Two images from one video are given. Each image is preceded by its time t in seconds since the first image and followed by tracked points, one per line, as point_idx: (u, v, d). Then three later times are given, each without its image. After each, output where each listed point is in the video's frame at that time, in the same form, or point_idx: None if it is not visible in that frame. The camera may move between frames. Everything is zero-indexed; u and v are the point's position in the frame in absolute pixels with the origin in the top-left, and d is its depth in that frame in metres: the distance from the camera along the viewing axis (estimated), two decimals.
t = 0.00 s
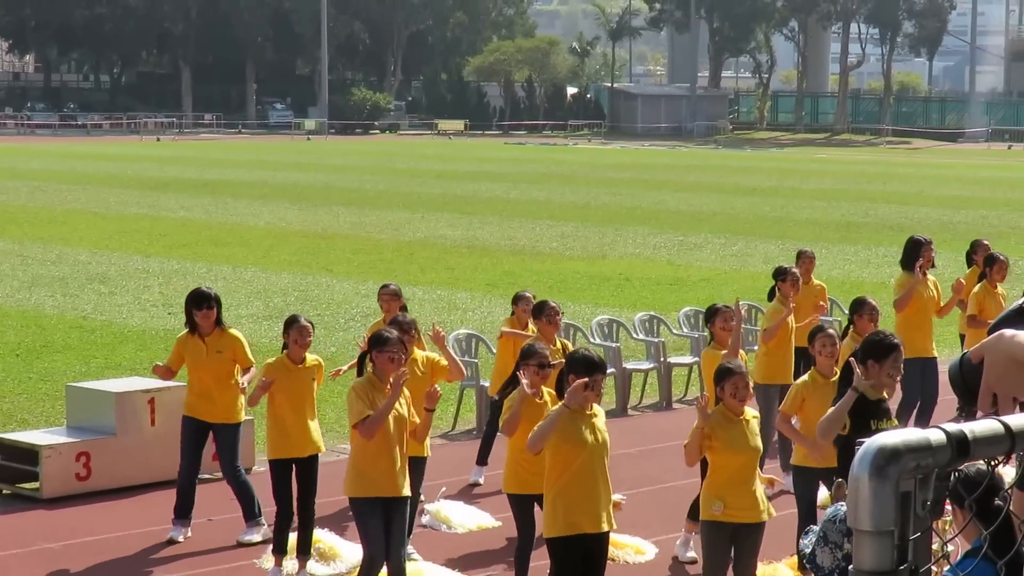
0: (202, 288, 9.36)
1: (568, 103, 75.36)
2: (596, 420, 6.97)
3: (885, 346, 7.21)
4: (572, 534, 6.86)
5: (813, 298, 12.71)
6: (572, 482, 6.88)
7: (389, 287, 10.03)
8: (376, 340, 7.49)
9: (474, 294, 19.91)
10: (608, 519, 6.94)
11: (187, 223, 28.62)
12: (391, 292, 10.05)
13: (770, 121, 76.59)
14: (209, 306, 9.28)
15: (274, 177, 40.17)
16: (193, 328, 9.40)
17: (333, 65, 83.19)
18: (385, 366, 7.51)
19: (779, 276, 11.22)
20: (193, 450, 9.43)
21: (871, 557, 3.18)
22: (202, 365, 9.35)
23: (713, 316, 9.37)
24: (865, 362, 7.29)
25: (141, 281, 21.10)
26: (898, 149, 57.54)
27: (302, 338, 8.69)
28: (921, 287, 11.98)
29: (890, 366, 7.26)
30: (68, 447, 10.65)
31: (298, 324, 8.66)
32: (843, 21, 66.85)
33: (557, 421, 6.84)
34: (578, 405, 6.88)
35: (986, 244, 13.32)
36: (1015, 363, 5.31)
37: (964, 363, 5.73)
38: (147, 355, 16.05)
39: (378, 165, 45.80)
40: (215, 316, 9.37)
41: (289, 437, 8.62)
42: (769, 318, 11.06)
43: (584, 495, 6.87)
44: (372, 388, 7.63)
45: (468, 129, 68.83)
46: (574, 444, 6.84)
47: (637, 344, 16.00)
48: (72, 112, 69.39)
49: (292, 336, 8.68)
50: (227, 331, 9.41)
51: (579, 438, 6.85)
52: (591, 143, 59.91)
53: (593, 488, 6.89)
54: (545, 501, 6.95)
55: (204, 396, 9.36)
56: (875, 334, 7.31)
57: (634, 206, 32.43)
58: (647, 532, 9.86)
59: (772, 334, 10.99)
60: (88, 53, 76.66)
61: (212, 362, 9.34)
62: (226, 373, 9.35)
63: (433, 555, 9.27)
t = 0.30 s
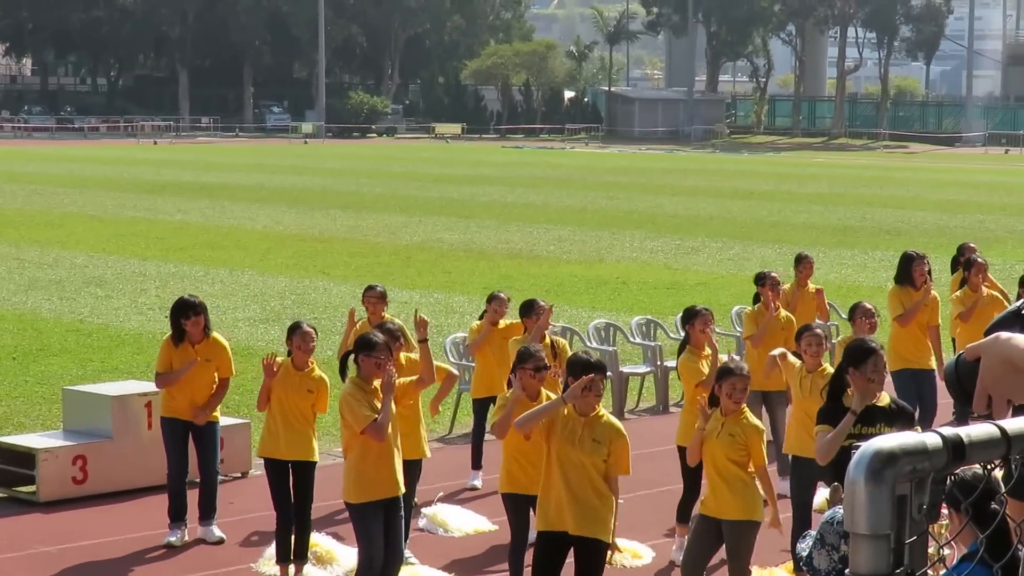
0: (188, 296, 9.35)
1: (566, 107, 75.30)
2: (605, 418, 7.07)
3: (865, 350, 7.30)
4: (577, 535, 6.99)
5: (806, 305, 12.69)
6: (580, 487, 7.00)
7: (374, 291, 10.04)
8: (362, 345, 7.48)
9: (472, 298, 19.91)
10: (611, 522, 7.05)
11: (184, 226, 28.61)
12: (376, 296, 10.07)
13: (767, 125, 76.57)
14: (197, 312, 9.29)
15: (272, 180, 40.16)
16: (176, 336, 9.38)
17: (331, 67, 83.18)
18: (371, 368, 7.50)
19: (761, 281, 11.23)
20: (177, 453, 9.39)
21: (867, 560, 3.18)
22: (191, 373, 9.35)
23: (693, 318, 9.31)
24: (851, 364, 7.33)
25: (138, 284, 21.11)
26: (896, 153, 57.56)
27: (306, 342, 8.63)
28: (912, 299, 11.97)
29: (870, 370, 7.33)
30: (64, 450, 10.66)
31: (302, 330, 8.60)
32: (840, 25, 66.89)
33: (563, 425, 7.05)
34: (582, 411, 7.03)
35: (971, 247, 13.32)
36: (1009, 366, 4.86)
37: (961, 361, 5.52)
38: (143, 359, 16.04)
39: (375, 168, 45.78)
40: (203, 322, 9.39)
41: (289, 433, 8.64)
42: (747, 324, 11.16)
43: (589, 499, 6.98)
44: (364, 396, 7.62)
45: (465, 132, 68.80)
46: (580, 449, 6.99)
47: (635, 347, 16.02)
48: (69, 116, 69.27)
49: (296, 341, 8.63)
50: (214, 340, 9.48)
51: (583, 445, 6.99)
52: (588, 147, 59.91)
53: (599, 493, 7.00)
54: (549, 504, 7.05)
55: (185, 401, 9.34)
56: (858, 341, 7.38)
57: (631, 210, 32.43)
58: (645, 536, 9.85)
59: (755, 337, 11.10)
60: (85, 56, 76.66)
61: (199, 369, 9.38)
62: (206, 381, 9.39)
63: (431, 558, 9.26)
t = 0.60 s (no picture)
0: (181, 291, 9.47)
1: (563, 108, 75.20)
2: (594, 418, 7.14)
3: (852, 352, 7.45)
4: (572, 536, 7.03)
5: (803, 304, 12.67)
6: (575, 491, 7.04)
7: (371, 291, 10.03)
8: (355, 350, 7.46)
9: (468, 300, 19.88)
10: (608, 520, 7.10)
11: (181, 227, 28.58)
12: (373, 296, 10.06)
13: (765, 127, 76.48)
14: (191, 308, 9.41)
15: (268, 181, 40.12)
16: (170, 329, 9.43)
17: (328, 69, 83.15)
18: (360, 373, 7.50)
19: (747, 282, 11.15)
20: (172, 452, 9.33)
21: (863, 562, 3.17)
22: (186, 366, 9.37)
23: (676, 323, 9.26)
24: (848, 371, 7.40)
25: (135, 286, 21.09)
26: (893, 155, 57.53)
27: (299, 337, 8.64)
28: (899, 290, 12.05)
29: (857, 373, 7.42)
30: (61, 451, 10.64)
31: (294, 326, 8.66)
32: (837, 27, 66.84)
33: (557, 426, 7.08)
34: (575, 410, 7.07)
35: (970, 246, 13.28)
36: (1005, 366, 4.81)
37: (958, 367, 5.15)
38: (140, 360, 16.01)
39: (372, 170, 45.76)
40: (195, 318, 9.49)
41: (279, 428, 8.62)
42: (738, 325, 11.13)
43: (586, 500, 7.03)
44: (356, 400, 7.58)
45: (462, 134, 68.69)
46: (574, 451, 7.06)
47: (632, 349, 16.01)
48: (66, 117, 69.19)
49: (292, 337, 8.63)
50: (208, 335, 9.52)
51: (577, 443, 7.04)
52: (585, 148, 59.87)
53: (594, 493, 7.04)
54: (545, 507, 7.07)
55: (183, 395, 9.34)
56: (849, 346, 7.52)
57: (628, 212, 32.41)
58: (641, 538, 9.84)
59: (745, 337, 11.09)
60: (82, 57, 76.61)
61: (192, 365, 9.40)
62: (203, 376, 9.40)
63: (427, 561, 9.26)
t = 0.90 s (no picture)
0: (177, 283, 9.35)
1: (560, 109, 75.13)
2: (587, 417, 7.17)
3: (849, 352, 7.39)
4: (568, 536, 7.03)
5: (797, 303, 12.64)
6: (571, 491, 7.05)
7: (366, 293, 10.03)
8: (346, 351, 7.49)
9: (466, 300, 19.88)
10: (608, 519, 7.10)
11: (178, 228, 28.58)
12: (367, 296, 10.05)
13: (762, 128, 76.53)
14: (187, 301, 9.29)
15: (266, 182, 40.08)
16: (165, 324, 9.33)
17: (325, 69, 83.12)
18: (352, 374, 7.51)
19: (740, 283, 11.18)
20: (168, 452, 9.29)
21: (859, 563, 3.16)
22: (184, 359, 9.31)
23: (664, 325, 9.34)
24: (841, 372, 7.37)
25: (132, 286, 21.05)
26: (890, 156, 57.51)
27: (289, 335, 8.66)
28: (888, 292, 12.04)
29: (851, 373, 7.39)
30: (57, 452, 10.63)
31: (281, 328, 8.71)
32: (834, 28, 66.85)
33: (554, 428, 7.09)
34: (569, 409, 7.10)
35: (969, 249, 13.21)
36: (1000, 368, 4.72)
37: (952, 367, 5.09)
38: (137, 360, 16.00)
39: (370, 170, 45.75)
40: (191, 309, 9.37)
41: (273, 426, 8.62)
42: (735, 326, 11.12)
43: (581, 500, 7.04)
44: (346, 401, 7.58)
45: (459, 134, 68.62)
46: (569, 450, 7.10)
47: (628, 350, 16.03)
48: (63, 116, 69.15)
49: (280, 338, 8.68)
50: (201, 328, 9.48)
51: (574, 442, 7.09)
52: (582, 148, 59.86)
53: (589, 494, 7.05)
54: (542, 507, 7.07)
55: (183, 389, 9.30)
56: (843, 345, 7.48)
57: (626, 212, 32.40)
58: (636, 539, 9.83)
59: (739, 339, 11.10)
60: (79, 57, 76.56)
61: (189, 359, 9.34)
62: (203, 369, 9.36)
63: (424, 561, 9.25)
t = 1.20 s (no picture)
0: (180, 281, 9.33)
1: (557, 110, 75.22)
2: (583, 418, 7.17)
3: (841, 353, 7.37)
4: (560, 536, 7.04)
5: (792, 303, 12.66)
6: (563, 492, 7.05)
7: (359, 294, 10.02)
8: (342, 350, 7.50)
9: (463, 300, 19.90)
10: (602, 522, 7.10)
11: (175, 228, 28.57)
12: (360, 299, 10.05)
13: (759, 129, 76.55)
14: (190, 300, 9.26)
15: (263, 182, 40.10)
16: (166, 322, 9.31)
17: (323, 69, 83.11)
18: (347, 373, 7.50)
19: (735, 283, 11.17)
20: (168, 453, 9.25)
21: (855, 562, 3.15)
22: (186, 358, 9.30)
23: (657, 327, 9.31)
24: (833, 370, 7.37)
25: (129, 287, 21.04)
26: (887, 157, 57.61)
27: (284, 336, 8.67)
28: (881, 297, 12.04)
29: (846, 374, 7.38)
30: (54, 453, 10.61)
31: (278, 328, 8.71)
32: (832, 29, 66.88)
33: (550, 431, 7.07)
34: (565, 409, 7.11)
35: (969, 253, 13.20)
36: (995, 369, 4.71)
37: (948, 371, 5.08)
38: (134, 361, 15.99)
39: (367, 170, 45.77)
40: (194, 308, 9.34)
41: (269, 425, 8.61)
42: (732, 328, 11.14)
43: (573, 501, 7.04)
44: (344, 400, 7.59)
45: (457, 134, 68.57)
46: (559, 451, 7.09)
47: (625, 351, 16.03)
48: (60, 117, 69.20)
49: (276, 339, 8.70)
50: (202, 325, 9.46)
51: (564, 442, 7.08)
52: (580, 149, 59.90)
53: (582, 496, 7.04)
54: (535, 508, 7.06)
55: (185, 387, 9.29)
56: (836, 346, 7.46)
57: (623, 213, 32.42)
58: (634, 540, 9.83)
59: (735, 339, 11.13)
60: (76, 57, 76.51)
61: (191, 357, 9.33)
62: (205, 368, 9.35)
63: (421, 561, 9.25)
